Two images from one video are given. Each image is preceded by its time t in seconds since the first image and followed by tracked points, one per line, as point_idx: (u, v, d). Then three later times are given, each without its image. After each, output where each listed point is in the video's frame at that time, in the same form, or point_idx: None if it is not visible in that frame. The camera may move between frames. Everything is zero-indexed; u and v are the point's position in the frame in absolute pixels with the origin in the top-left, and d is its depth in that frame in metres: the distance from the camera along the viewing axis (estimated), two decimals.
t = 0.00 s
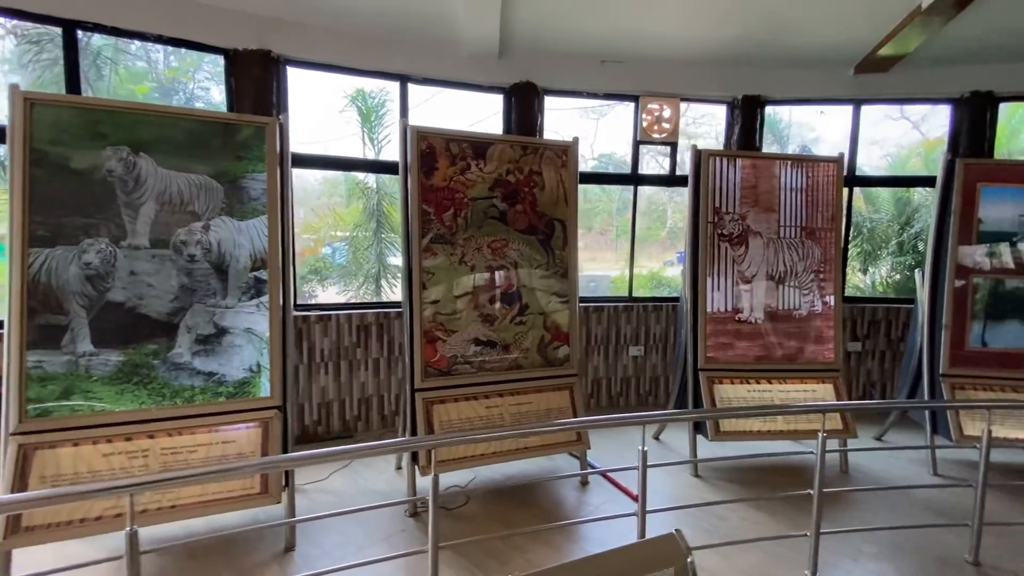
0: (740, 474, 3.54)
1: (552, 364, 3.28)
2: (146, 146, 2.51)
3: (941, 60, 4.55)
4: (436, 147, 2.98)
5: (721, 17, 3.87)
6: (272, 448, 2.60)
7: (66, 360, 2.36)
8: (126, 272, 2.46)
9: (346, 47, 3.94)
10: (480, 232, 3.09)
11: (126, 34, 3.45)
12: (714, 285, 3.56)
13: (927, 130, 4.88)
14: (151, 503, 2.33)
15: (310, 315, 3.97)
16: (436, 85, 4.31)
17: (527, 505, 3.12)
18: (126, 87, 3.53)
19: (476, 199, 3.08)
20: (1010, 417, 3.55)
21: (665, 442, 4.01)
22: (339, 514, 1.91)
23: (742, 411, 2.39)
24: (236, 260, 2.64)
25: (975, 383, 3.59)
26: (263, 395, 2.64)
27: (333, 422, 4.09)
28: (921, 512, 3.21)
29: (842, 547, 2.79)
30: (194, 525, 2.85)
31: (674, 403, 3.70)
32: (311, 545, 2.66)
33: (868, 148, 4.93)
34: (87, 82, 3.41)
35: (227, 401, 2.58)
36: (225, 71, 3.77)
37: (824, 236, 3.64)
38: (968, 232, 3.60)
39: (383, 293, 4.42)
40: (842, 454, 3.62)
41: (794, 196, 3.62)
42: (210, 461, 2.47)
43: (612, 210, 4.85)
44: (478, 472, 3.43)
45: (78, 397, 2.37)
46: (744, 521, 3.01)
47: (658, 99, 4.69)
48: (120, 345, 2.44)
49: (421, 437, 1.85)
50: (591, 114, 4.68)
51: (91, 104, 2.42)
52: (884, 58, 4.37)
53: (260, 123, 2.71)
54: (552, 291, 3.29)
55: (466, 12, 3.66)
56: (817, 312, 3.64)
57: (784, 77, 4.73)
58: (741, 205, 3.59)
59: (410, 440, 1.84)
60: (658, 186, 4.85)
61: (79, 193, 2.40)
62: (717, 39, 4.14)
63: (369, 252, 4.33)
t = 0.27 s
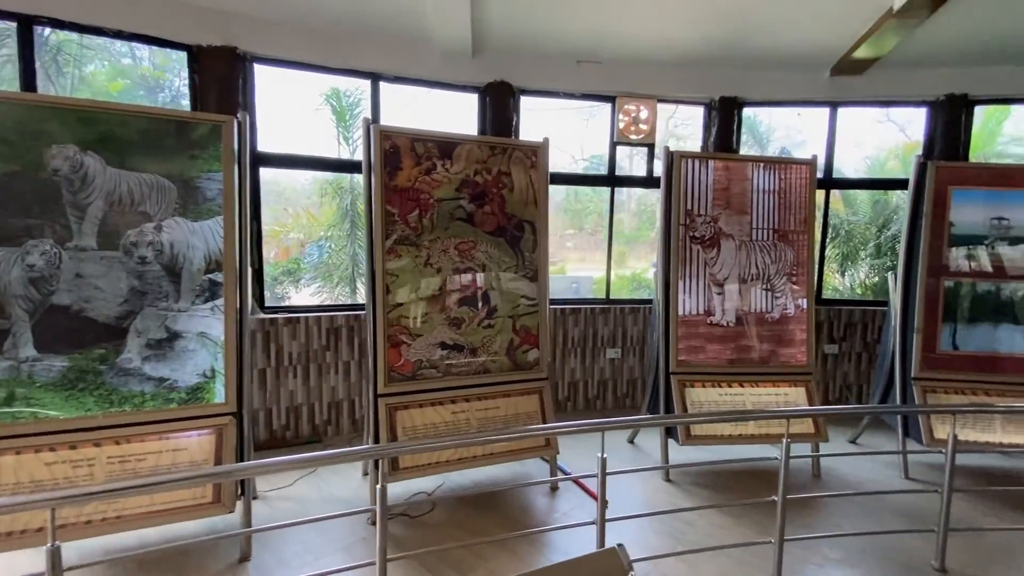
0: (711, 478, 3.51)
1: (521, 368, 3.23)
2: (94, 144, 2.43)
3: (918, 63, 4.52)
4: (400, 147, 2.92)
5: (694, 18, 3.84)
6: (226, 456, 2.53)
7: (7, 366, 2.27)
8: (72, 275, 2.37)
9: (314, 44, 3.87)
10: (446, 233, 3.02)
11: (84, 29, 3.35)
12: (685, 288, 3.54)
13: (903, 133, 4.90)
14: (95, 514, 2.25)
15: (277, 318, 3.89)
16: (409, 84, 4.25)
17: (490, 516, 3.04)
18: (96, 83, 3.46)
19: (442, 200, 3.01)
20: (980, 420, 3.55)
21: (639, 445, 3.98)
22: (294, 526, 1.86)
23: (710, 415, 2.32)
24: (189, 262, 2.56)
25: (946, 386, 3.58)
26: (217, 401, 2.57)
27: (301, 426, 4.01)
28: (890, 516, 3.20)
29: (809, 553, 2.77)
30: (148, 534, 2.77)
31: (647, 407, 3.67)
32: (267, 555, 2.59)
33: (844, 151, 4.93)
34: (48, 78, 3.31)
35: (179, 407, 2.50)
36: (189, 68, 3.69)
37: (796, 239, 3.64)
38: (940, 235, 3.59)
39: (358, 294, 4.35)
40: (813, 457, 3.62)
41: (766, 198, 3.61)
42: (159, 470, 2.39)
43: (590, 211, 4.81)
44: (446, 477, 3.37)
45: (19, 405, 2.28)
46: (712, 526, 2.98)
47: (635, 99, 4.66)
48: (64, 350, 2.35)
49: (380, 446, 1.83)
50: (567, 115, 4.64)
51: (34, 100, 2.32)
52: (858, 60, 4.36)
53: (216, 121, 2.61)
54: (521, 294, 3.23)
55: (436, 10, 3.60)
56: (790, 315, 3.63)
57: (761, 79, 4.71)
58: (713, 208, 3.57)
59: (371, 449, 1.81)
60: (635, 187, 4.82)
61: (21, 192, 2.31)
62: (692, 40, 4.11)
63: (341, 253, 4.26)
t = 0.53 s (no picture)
0: (681, 479, 3.51)
1: (490, 369, 3.19)
2: (41, 139, 2.35)
3: (890, 66, 4.55)
4: (364, 144, 2.86)
5: (668, 19, 3.83)
6: (180, 460, 2.46)
7: None
8: (17, 273, 2.30)
9: (283, 40, 3.80)
10: (412, 232, 2.97)
11: (41, 21, 3.24)
12: (656, 288, 3.54)
13: (876, 136, 4.94)
14: (38, 520, 2.18)
15: (244, 318, 3.81)
16: (382, 81, 4.20)
17: (458, 516, 3.02)
18: (68, 77, 3.40)
19: (408, 198, 2.96)
20: (946, 420, 3.58)
21: (612, 446, 3.97)
22: (257, 527, 1.84)
23: (683, 414, 2.26)
24: (142, 260, 2.49)
25: (913, 385, 3.63)
26: (171, 403, 2.51)
27: (269, 428, 3.95)
28: (856, 516, 3.22)
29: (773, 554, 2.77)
30: (101, 540, 2.70)
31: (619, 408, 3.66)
32: (223, 560, 2.54)
33: (819, 152, 4.96)
34: (10, 74, 3.23)
35: (130, 410, 2.44)
36: (152, 62, 3.60)
37: (766, 240, 3.64)
38: (908, 236, 3.62)
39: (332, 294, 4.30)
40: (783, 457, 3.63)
41: (737, 199, 3.61)
42: (108, 475, 2.33)
43: (565, 211, 4.79)
44: (414, 479, 3.33)
45: None
46: (678, 527, 2.97)
47: (611, 99, 4.65)
48: (8, 351, 2.28)
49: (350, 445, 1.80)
50: (543, 114, 4.62)
51: None
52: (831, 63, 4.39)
53: (171, 117, 2.54)
54: (490, 294, 3.18)
55: (406, 6, 3.56)
56: (760, 315, 3.63)
57: (736, 80, 4.72)
58: (684, 208, 3.56)
59: (339, 448, 1.78)
60: (611, 187, 4.81)
61: None
62: (665, 40, 4.11)
63: (312, 252, 4.20)
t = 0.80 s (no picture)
0: (644, 476, 3.54)
1: (453, 368, 3.18)
2: None
3: (853, 70, 4.64)
4: (323, 143, 2.85)
5: (633, 21, 3.87)
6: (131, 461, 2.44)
7: None
8: None
9: (247, 37, 3.78)
10: (373, 232, 2.96)
11: None
12: (621, 288, 3.57)
13: (842, 138, 5.03)
14: None
15: (207, 318, 3.77)
16: (350, 79, 4.19)
17: (419, 514, 3.03)
18: (34, 73, 3.37)
19: (368, 197, 2.95)
20: (903, 417, 3.65)
21: (580, 444, 3.99)
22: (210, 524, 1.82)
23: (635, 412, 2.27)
24: (91, 259, 2.46)
25: (871, 383, 3.70)
26: (121, 404, 2.48)
27: (234, 429, 3.91)
28: (813, 511, 3.27)
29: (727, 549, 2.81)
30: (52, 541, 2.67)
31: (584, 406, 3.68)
32: (175, 561, 2.51)
33: (786, 154, 5.04)
34: None
35: (78, 410, 2.41)
36: (112, 58, 3.55)
37: (729, 240, 3.70)
38: (867, 236, 3.69)
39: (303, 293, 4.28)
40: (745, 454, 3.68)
41: (701, 199, 3.66)
42: (53, 476, 2.30)
43: (537, 211, 4.81)
44: (377, 479, 3.32)
45: None
46: (636, 524, 3.00)
47: (581, 100, 4.68)
48: None
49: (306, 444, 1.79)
50: (514, 114, 4.64)
51: None
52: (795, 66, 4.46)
53: (123, 114, 2.51)
54: (453, 293, 3.18)
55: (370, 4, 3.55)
56: (723, 314, 3.69)
57: (704, 82, 4.78)
58: (647, 209, 3.60)
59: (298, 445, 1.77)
60: (582, 188, 4.83)
61: None
62: (632, 43, 4.15)
63: (280, 251, 4.17)
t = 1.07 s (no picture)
0: (608, 473, 3.57)
1: (415, 367, 3.17)
2: None
3: (818, 73, 4.72)
4: (281, 140, 2.84)
5: (599, 23, 3.90)
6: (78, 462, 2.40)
7: None
8: None
9: (210, 34, 3.74)
10: (332, 230, 2.95)
11: None
12: (585, 287, 3.59)
13: (808, 140, 5.12)
14: None
15: (169, 317, 3.73)
16: (317, 77, 4.18)
17: (380, 512, 3.03)
18: (0, 69, 3.28)
19: (327, 195, 2.94)
20: (862, 413, 3.72)
21: (548, 442, 4.01)
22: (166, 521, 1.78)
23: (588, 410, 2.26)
24: (38, 257, 2.42)
25: (831, 380, 3.77)
26: (69, 404, 2.45)
27: (198, 430, 3.87)
28: (771, 507, 3.32)
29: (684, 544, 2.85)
30: None
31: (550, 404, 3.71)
32: (125, 563, 2.48)
33: (754, 155, 5.12)
34: None
35: (24, 411, 2.38)
36: (69, 54, 3.49)
37: (693, 240, 3.75)
38: (826, 236, 3.77)
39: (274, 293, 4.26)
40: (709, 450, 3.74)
41: (664, 199, 3.70)
42: None
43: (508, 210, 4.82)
44: (339, 478, 3.31)
45: None
46: (595, 521, 3.02)
47: (551, 100, 4.70)
48: None
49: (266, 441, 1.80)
50: (484, 114, 4.65)
51: None
52: (761, 69, 4.53)
53: (72, 110, 2.47)
54: (415, 292, 3.17)
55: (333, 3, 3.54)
56: (686, 313, 3.73)
57: (674, 84, 4.83)
58: (611, 208, 3.63)
59: (258, 443, 1.78)
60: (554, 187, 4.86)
61: None
62: (598, 44, 4.17)
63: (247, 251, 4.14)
